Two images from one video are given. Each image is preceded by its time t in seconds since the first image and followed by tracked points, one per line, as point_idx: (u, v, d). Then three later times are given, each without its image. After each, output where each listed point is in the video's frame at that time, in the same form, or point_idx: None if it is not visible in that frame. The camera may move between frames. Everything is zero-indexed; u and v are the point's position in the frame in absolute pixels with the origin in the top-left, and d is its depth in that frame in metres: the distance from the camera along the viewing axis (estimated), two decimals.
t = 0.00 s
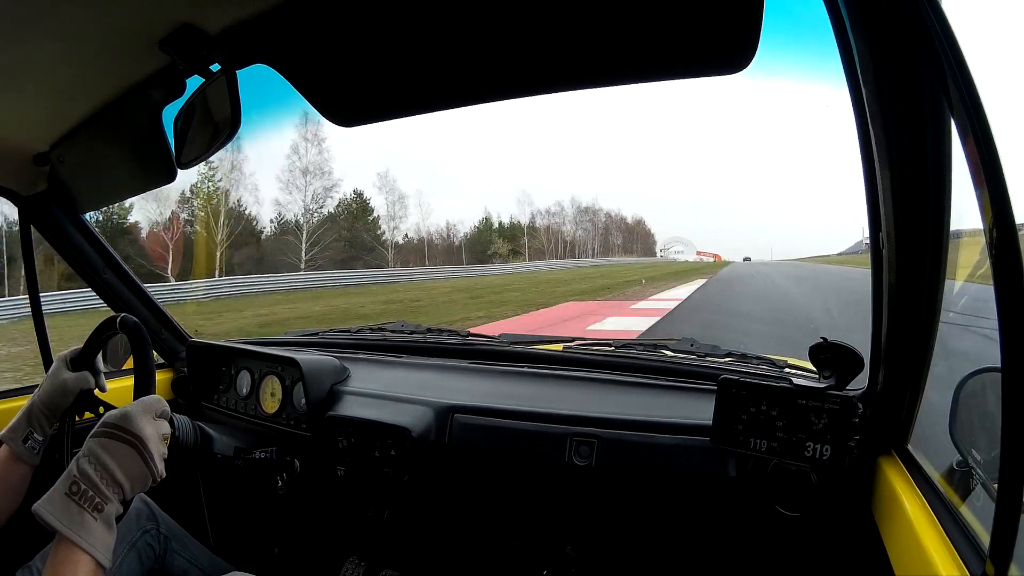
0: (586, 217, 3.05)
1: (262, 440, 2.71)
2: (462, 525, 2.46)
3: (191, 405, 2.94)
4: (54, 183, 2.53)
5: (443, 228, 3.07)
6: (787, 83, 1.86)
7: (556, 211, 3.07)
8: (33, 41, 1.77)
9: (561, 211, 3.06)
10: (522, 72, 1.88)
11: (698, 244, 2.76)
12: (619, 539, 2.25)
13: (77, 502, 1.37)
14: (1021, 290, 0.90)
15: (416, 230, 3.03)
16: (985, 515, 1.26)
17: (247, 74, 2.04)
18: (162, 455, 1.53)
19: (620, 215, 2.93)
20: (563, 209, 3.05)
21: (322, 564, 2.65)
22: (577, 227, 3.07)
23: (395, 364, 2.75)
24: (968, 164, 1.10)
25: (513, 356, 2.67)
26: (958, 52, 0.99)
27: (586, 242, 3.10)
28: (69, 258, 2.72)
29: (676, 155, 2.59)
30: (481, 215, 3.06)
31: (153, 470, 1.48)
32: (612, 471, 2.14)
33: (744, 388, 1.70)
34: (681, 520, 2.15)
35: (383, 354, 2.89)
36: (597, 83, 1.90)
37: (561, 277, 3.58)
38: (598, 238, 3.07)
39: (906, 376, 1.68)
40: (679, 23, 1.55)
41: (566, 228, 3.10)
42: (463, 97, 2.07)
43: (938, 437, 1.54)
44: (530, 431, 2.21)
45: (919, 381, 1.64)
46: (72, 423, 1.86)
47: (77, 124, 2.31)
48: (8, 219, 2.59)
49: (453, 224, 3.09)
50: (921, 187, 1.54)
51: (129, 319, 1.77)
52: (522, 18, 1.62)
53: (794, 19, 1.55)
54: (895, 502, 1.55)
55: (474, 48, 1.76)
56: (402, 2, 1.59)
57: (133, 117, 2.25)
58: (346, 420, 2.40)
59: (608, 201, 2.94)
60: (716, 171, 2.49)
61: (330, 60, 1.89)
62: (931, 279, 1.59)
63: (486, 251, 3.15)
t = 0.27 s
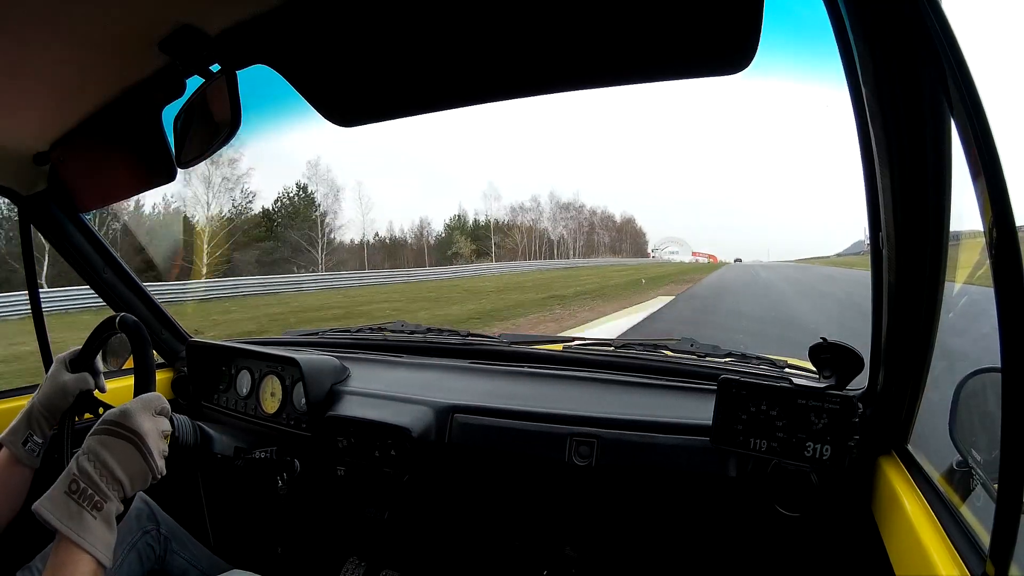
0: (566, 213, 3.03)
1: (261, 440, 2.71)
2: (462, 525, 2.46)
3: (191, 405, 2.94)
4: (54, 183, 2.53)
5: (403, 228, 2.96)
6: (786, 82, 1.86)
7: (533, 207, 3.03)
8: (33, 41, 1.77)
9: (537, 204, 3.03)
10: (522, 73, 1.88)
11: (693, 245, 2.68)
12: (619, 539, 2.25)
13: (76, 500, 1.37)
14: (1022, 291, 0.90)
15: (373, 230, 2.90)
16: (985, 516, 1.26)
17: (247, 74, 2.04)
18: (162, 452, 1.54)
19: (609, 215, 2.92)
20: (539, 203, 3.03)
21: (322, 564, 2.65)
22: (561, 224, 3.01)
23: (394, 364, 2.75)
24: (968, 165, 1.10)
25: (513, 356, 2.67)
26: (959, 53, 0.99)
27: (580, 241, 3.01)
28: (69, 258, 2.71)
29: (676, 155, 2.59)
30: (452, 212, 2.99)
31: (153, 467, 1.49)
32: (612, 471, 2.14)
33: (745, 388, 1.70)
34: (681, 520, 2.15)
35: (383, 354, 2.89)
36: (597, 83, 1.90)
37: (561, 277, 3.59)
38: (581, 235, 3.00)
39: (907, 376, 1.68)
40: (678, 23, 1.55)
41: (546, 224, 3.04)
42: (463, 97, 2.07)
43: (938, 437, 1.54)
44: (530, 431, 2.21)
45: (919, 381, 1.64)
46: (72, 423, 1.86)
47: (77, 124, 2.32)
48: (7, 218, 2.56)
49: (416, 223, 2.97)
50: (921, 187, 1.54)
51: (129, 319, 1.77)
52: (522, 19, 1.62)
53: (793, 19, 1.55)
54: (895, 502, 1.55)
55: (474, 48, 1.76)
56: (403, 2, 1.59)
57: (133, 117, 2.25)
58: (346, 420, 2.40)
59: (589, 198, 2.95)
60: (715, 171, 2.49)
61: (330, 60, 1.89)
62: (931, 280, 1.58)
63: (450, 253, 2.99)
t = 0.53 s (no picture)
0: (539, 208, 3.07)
1: (261, 440, 2.71)
2: (462, 525, 2.46)
3: (191, 405, 2.94)
4: (53, 183, 2.53)
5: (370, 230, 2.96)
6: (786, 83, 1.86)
7: (504, 203, 3.08)
8: (33, 41, 1.77)
9: (511, 201, 3.08)
10: (522, 73, 1.88)
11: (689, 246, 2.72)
12: (619, 539, 2.25)
13: (74, 496, 1.37)
14: (1022, 292, 0.90)
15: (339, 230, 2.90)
16: (985, 516, 1.26)
17: (247, 73, 2.04)
18: (160, 445, 1.54)
19: (596, 213, 3.06)
20: (511, 199, 3.07)
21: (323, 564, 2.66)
22: (548, 222, 3.03)
23: (394, 364, 2.75)
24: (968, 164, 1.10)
25: (512, 356, 2.67)
26: (960, 54, 0.99)
27: (567, 242, 3.12)
28: (69, 257, 2.72)
29: (676, 155, 2.59)
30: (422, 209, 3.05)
31: (150, 461, 1.48)
32: (612, 471, 2.14)
33: (744, 388, 1.70)
34: (681, 520, 2.15)
35: (383, 354, 2.89)
36: (597, 83, 1.90)
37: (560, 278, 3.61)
38: (562, 233, 3.08)
39: (906, 376, 1.68)
40: (679, 23, 1.55)
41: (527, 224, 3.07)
42: (464, 97, 2.07)
43: (938, 437, 1.54)
44: (529, 431, 2.22)
45: (919, 381, 1.64)
46: (72, 422, 1.85)
47: (76, 125, 2.32)
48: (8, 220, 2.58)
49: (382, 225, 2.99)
50: (921, 186, 1.54)
51: (128, 318, 1.76)
52: (522, 19, 1.62)
53: (793, 20, 1.55)
54: (895, 502, 1.55)
55: (474, 49, 1.76)
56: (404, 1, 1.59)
57: (133, 117, 2.25)
58: (346, 420, 2.40)
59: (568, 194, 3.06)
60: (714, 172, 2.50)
61: (330, 60, 1.89)
62: (931, 280, 1.58)
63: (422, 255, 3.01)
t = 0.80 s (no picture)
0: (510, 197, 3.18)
1: (261, 440, 2.71)
2: (462, 525, 2.46)
3: (191, 405, 2.93)
4: (53, 184, 2.53)
5: (337, 229, 2.98)
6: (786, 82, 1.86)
7: (470, 195, 3.25)
8: (33, 42, 1.77)
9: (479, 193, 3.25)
10: (522, 73, 1.88)
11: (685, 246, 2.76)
12: (619, 539, 2.25)
13: (74, 495, 1.37)
14: (1023, 292, 0.90)
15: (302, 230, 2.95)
16: (985, 516, 1.26)
17: (247, 73, 2.04)
18: (160, 440, 1.53)
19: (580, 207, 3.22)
20: (479, 191, 3.24)
21: (323, 564, 2.66)
22: (526, 218, 3.16)
23: (394, 364, 2.75)
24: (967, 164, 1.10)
25: (512, 356, 2.67)
26: (959, 56, 0.99)
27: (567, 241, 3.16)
28: (69, 258, 2.72)
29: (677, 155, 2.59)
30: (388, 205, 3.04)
31: (150, 458, 1.48)
32: (612, 471, 2.14)
33: (745, 388, 1.70)
34: (681, 520, 2.15)
35: (383, 354, 2.89)
36: (597, 83, 1.90)
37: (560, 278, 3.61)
38: (540, 230, 3.18)
39: (907, 376, 1.68)
40: (679, 23, 1.55)
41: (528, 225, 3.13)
42: (463, 97, 2.07)
43: (938, 437, 1.54)
44: (529, 431, 2.22)
45: (919, 381, 1.64)
46: (73, 424, 1.89)
47: (76, 125, 2.32)
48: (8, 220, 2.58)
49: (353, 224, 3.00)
50: (921, 186, 1.54)
51: (127, 317, 1.76)
52: (522, 19, 1.62)
53: (794, 20, 1.54)
54: (895, 502, 1.55)
55: (475, 49, 1.76)
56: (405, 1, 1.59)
57: (132, 117, 2.25)
58: (346, 420, 2.40)
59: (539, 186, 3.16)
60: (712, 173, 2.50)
61: (330, 60, 1.89)
62: (931, 280, 1.58)
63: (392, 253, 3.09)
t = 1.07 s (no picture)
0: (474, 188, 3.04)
1: (261, 440, 2.71)
2: (462, 526, 2.46)
3: (191, 405, 2.93)
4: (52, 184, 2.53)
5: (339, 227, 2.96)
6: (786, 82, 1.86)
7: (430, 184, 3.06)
8: (33, 42, 1.77)
9: (440, 184, 3.06)
10: (522, 73, 1.88)
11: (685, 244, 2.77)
12: (619, 539, 2.25)
13: (76, 491, 1.37)
14: (1022, 292, 0.90)
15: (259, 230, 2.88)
16: (985, 516, 1.26)
17: (247, 73, 2.04)
18: (161, 436, 1.53)
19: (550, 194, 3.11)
20: (459, 186, 3.04)
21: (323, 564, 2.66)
22: (498, 211, 3.08)
23: (394, 364, 2.75)
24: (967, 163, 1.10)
25: (512, 356, 2.67)
26: (960, 56, 0.99)
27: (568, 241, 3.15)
28: (69, 258, 2.72)
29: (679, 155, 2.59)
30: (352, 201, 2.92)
31: (151, 453, 1.48)
32: (612, 471, 2.14)
33: (745, 388, 1.69)
34: (681, 520, 2.15)
35: (383, 354, 2.89)
36: (597, 83, 1.90)
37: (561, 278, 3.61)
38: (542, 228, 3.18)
39: (906, 376, 1.68)
40: (679, 23, 1.55)
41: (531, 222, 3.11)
42: (463, 97, 2.07)
43: (938, 437, 1.54)
44: (529, 432, 2.22)
45: (919, 381, 1.64)
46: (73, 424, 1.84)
47: (76, 125, 2.32)
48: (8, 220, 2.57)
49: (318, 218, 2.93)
50: (921, 186, 1.54)
51: (127, 317, 1.76)
52: (522, 19, 1.62)
53: (794, 21, 1.54)
54: (895, 502, 1.55)
55: (474, 49, 1.76)
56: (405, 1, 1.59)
57: (132, 117, 2.25)
58: (345, 421, 2.40)
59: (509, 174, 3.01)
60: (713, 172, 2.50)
61: (330, 60, 1.89)
62: (931, 280, 1.58)
63: (347, 252, 2.97)
